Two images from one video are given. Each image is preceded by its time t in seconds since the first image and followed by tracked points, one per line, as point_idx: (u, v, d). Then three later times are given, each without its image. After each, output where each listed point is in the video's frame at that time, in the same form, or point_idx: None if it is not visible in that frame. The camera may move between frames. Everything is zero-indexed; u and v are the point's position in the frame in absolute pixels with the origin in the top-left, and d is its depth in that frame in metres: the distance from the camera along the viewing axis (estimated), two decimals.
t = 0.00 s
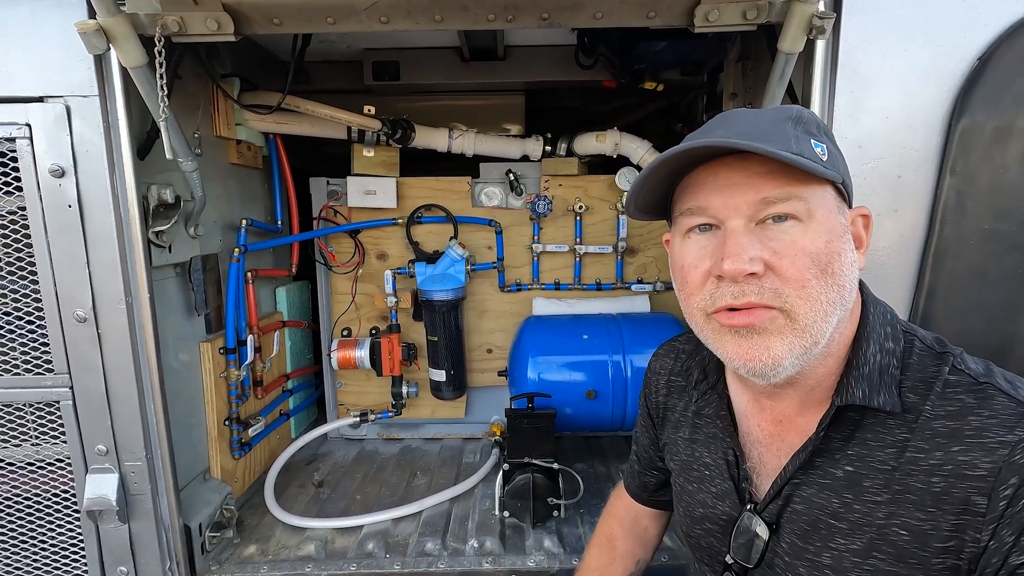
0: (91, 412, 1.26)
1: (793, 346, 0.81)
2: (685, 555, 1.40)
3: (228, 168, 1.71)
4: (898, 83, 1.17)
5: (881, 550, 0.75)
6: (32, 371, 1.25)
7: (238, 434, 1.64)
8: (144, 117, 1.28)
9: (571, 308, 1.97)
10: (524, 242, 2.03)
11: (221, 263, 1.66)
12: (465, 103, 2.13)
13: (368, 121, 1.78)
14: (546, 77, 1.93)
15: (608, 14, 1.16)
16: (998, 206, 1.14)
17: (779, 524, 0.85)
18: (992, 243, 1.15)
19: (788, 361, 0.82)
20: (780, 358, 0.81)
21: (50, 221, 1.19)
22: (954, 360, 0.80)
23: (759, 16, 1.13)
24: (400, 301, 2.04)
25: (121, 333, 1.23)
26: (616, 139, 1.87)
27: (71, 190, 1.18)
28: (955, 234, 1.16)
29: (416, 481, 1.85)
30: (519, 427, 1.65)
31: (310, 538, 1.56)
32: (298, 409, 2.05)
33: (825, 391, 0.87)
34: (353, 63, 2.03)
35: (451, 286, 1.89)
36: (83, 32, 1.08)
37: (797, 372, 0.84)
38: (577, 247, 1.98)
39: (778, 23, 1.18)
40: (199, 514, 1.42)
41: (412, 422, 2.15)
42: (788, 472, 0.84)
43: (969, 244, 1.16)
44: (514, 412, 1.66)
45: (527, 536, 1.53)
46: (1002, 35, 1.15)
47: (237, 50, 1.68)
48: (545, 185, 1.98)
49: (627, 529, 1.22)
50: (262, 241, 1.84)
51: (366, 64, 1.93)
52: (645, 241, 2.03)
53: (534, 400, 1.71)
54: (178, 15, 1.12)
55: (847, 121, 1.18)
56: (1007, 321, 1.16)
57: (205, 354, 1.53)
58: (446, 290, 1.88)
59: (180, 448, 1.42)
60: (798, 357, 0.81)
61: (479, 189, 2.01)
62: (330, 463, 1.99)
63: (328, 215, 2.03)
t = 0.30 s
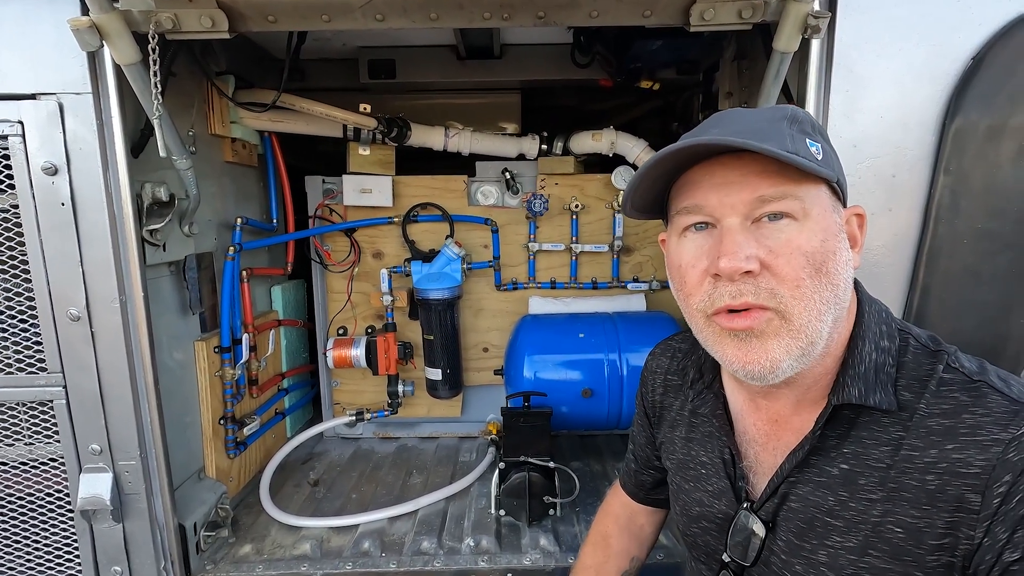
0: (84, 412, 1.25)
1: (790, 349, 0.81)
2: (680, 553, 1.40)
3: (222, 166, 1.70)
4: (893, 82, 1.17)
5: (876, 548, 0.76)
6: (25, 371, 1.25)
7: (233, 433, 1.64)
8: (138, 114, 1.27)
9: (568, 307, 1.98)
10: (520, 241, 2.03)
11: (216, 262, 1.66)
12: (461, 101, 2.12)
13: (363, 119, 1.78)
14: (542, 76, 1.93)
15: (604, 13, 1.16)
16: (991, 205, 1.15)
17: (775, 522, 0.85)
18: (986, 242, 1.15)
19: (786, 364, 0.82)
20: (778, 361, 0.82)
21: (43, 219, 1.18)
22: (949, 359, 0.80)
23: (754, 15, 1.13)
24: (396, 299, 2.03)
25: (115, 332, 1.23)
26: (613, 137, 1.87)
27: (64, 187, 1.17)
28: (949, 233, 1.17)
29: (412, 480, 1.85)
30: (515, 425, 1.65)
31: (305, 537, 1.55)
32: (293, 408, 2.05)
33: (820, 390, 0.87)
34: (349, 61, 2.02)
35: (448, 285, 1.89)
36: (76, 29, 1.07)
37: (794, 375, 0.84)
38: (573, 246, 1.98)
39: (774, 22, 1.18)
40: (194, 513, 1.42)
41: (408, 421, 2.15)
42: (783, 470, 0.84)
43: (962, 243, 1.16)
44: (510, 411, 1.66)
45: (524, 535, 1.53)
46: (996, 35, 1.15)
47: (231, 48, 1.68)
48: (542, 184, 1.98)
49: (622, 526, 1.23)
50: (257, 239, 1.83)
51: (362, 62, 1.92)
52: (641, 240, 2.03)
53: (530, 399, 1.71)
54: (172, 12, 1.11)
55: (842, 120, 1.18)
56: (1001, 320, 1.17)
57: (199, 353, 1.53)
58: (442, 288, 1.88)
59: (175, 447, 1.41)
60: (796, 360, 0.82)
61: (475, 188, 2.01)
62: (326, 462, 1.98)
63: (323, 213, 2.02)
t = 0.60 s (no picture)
0: (80, 411, 1.25)
1: (782, 341, 0.81)
2: (676, 552, 1.41)
3: (219, 165, 1.70)
4: (889, 82, 1.18)
5: (870, 546, 0.76)
6: (21, 370, 1.24)
7: (230, 432, 1.64)
8: (134, 112, 1.27)
9: (565, 306, 1.98)
10: (518, 240, 2.03)
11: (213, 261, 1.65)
12: (458, 100, 2.12)
13: (360, 118, 1.78)
14: (539, 75, 1.93)
15: (601, 13, 1.16)
16: (985, 205, 1.16)
17: (771, 520, 0.86)
18: (980, 242, 1.16)
19: (777, 357, 0.82)
20: (769, 354, 0.82)
21: (39, 218, 1.18)
22: (941, 359, 0.81)
23: (751, 15, 1.13)
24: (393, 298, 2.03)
25: (112, 332, 1.23)
26: (610, 137, 1.88)
27: (60, 186, 1.17)
28: (943, 233, 1.17)
29: (409, 479, 1.85)
30: (512, 424, 1.65)
31: (302, 536, 1.55)
32: (290, 407, 2.05)
33: (814, 389, 0.88)
34: (346, 60, 2.02)
35: (445, 284, 1.89)
36: (73, 27, 1.06)
37: (785, 368, 0.84)
38: (570, 245, 1.98)
39: (770, 23, 1.18)
40: (191, 513, 1.42)
41: (405, 420, 2.15)
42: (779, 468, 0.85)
43: (957, 243, 1.17)
44: (507, 410, 1.66)
45: (520, 533, 1.54)
46: (991, 36, 1.16)
47: (228, 46, 1.67)
48: (539, 183, 1.98)
49: (620, 525, 1.23)
50: (254, 238, 1.83)
51: (359, 61, 1.92)
52: (638, 239, 2.04)
53: (527, 398, 1.71)
54: (169, 11, 1.11)
55: (838, 121, 1.19)
56: (994, 319, 1.17)
57: (196, 352, 1.52)
58: (439, 287, 1.88)
59: (171, 447, 1.41)
60: (787, 353, 0.82)
61: (472, 187, 2.00)
62: (323, 462, 1.98)
63: (320, 212, 2.02)
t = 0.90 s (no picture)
0: (85, 411, 1.25)
1: (775, 346, 0.82)
2: (678, 551, 1.41)
3: (222, 166, 1.70)
4: (890, 84, 1.18)
5: (872, 545, 0.76)
6: (25, 370, 1.25)
7: (233, 432, 1.64)
8: (138, 113, 1.28)
9: (567, 307, 1.99)
10: (520, 241, 2.03)
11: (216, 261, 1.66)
12: (460, 101, 2.13)
13: (363, 119, 1.78)
14: (541, 76, 1.94)
15: (604, 14, 1.16)
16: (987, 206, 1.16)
17: (774, 520, 0.86)
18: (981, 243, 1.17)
19: (772, 362, 0.83)
20: (764, 360, 0.83)
21: (44, 219, 1.18)
22: (943, 359, 0.81)
23: (754, 16, 1.14)
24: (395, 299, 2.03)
25: (116, 332, 1.23)
26: (611, 137, 1.88)
27: (65, 188, 1.17)
28: (945, 234, 1.18)
29: (411, 479, 1.86)
30: (515, 425, 1.64)
31: (305, 536, 1.56)
32: (292, 407, 2.05)
33: (814, 389, 0.88)
34: (348, 61, 2.02)
35: (447, 284, 1.89)
36: (78, 29, 1.07)
37: (781, 372, 0.85)
38: (572, 246, 1.99)
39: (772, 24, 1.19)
40: (194, 512, 1.42)
41: (406, 420, 2.15)
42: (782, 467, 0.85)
43: (959, 245, 1.18)
44: (509, 410, 1.66)
45: (522, 533, 1.54)
46: (992, 38, 1.16)
47: (231, 47, 1.68)
48: (541, 184, 1.99)
49: (621, 525, 1.23)
50: (257, 239, 1.84)
51: (361, 62, 1.93)
52: (639, 240, 2.04)
53: (529, 398, 1.71)
54: (173, 12, 1.11)
55: (840, 122, 1.19)
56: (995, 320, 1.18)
57: (200, 352, 1.53)
58: (442, 287, 1.88)
59: (174, 448, 1.41)
60: (782, 357, 0.82)
61: (474, 188, 2.01)
62: (325, 461, 1.99)
63: (323, 213, 2.03)
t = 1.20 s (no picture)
0: (94, 413, 1.26)
1: (790, 340, 0.80)
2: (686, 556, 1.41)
3: (231, 169, 1.71)
4: (900, 86, 1.17)
5: (887, 554, 0.76)
6: (35, 372, 1.25)
7: (240, 434, 1.64)
8: (148, 117, 1.29)
9: (574, 310, 1.97)
10: (527, 244, 2.03)
11: (224, 264, 1.67)
12: (467, 105, 2.13)
13: (371, 122, 1.79)
14: (548, 80, 1.94)
15: (612, 17, 1.16)
16: (999, 208, 1.15)
17: (785, 530, 0.85)
18: (993, 246, 1.15)
19: (786, 357, 0.81)
20: (777, 354, 0.81)
21: (55, 222, 1.19)
22: (953, 362, 0.80)
23: (762, 19, 1.13)
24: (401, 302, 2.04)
25: (126, 334, 1.24)
26: (619, 140, 1.88)
27: (75, 191, 1.18)
28: (955, 237, 1.17)
29: (417, 481, 1.86)
30: (522, 429, 1.64)
31: (312, 538, 1.56)
32: (299, 409, 2.06)
33: (825, 395, 0.87)
34: (356, 65, 2.03)
35: (454, 287, 1.90)
36: (89, 34, 1.07)
37: (795, 368, 0.84)
38: (580, 249, 1.98)
39: (781, 27, 1.18)
40: (201, 514, 1.43)
41: (413, 423, 2.15)
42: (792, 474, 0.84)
43: (970, 249, 1.16)
44: (517, 414, 1.66)
45: (529, 537, 1.54)
46: (1003, 39, 1.15)
47: (241, 52, 1.69)
48: (548, 187, 1.99)
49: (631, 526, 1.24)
50: (265, 242, 1.85)
51: (369, 66, 1.93)
52: (646, 243, 2.04)
53: (536, 402, 1.71)
54: (183, 17, 1.12)
55: (849, 124, 1.18)
56: (1007, 324, 1.16)
57: (207, 355, 1.54)
58: (449, 290, 1.88)
59: (181, 449, 1.42)
60: (795, 354, 0.81)
61: (482, 190, 2.01)
62: (332, 464, 1.99)
63: (330, 216, 2.03)
